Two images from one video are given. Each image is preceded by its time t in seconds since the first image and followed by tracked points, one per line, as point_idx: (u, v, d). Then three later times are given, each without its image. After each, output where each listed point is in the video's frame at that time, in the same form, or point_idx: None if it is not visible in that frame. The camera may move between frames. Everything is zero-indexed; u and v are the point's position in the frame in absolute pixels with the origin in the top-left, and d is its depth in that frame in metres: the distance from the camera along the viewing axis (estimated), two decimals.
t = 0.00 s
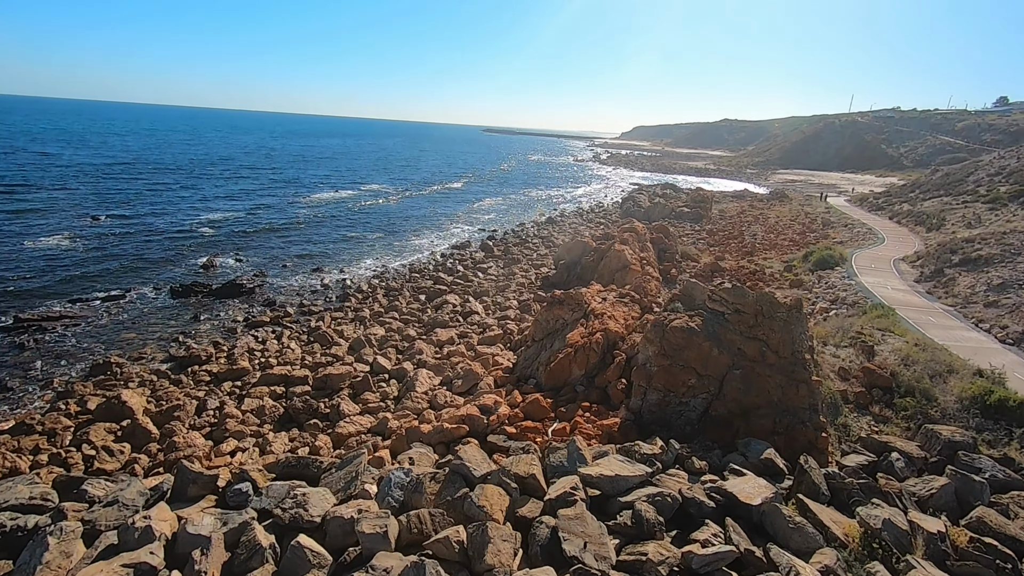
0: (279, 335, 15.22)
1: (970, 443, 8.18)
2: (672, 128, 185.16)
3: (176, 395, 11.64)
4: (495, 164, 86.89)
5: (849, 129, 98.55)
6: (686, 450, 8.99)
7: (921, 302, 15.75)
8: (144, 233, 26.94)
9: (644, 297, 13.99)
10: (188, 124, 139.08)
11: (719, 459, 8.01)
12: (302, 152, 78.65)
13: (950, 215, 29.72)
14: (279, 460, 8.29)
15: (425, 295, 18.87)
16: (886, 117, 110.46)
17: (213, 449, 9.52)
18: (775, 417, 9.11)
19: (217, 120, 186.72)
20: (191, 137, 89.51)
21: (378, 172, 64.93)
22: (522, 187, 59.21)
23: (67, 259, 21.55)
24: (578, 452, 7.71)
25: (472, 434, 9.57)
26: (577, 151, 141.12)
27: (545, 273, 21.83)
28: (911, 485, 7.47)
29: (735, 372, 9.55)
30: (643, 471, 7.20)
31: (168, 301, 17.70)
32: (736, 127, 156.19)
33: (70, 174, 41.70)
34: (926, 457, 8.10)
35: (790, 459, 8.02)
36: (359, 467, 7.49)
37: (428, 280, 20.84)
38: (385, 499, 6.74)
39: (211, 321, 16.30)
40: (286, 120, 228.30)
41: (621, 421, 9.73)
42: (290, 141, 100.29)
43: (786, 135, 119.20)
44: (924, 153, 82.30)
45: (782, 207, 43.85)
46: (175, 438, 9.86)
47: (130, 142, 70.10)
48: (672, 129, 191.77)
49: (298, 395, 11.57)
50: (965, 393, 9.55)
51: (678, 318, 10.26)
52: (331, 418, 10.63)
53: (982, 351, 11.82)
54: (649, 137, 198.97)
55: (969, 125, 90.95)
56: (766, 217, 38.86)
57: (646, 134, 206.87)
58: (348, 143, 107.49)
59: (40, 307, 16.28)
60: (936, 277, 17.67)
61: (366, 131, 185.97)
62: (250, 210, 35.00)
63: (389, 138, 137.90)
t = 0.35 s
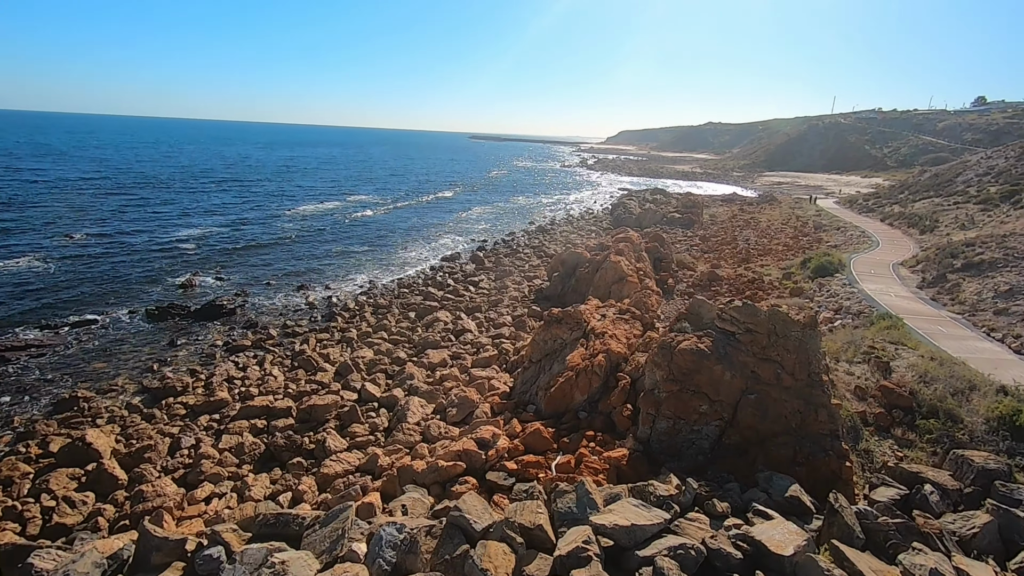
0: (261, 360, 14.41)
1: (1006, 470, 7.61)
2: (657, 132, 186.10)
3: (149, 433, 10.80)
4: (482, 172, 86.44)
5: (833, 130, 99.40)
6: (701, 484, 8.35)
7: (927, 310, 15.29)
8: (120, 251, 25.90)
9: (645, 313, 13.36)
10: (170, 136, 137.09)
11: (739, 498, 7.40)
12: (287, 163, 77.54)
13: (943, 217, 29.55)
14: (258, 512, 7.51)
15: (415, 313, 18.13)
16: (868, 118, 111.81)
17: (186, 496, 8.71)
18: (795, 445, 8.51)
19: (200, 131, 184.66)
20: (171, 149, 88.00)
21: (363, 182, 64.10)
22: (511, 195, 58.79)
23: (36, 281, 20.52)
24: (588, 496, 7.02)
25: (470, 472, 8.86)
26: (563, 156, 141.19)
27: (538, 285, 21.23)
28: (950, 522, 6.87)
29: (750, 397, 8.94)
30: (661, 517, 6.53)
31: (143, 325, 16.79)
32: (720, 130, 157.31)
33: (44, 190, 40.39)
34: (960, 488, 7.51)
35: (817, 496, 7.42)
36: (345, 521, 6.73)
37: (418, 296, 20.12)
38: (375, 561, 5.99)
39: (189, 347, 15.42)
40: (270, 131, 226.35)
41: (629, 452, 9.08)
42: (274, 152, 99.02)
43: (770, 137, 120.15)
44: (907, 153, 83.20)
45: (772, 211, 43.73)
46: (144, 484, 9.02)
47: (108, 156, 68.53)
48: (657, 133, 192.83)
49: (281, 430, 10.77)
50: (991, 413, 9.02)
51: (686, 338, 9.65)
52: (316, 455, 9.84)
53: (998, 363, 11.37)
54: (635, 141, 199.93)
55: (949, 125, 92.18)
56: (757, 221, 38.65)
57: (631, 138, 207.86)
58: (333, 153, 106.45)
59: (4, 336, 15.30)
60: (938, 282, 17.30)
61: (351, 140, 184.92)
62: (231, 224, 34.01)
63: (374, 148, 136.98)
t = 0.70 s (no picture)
0: (235, 385, 13.52)
1: None
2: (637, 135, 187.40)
3: (109, 473, 9.88)
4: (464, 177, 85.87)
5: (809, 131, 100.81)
6: (712, 516, 7.79)
7: (925, 315, 14.99)
8: (86, 268, 24.67)
9: (641, 328, 12.79)
10: (142, 145, 134.02)
11: (759, 537, 6.81)
12: (264, 172, 75.97)
13: (926, 217, 29.66)
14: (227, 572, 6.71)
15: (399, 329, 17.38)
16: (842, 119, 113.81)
17: (148, 549, 7.85)
18: (811, 471, 7.97)
19: (174, 140, 180.70)
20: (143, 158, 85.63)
21: (343, 190, 62.97)
22: (494, 200, 58.26)
23: None
24: (595, 542, 6.36)
25: (463, 511, 8.15)
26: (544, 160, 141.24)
27: (526, 296, 20.62)
28: (987, 558, 6.33)
29: (760, 421, 8.40)
30: (678, 567, 5.89)
31: (108, 349, 15.77)
32: (699, 131, 158.87)
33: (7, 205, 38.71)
34: (991, 517, 7.00)
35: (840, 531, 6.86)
36: None
37: (402, 310, 19.37)
38: None
39: (157, 372, 14.46)
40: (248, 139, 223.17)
41: (634, 482, 8.47)
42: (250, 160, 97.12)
43: (748, 138, 121.53)
44: (883, 153, 84.66)
45: (755, 212, 43.84)
46: (102, 536, 8.15)
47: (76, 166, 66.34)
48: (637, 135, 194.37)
49: (256, 467, 9.93)
50: (1010, 429, 8.60)
51: (689, 359, 9.08)
52: (295, 495, 9.05)
53: (1005, 373, 11.04)
54: (615, 143, 201.17)
55: (922, 125, 94.12)
56: (741, 223, 38.62)
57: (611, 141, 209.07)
58: (312, 160, 104.83)
59: None
60: (931, 286, 17.11)
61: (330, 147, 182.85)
62: (205, 237, 32.82)
63: (354, 154, 135.27)
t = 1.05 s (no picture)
0: (192, 410, 12.48)
1: None
2: (604, 136, 188.88)
3: (45, 518, 8.82)
4: (432, 180, 84.77)
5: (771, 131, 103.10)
6: (714, 543, 7.30)
7: (904, 315, 14.93)
8: (27, 283, 22.95)
9: (625, 337, 12.29)
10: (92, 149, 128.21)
11: (768, 568, 6.33)
12: (224, 177, 73.37)
13: (891, 215, 30.18)
14: None
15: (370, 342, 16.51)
16: (802, 119, 116.96)
17: None
18: (814, 489, 7.56)
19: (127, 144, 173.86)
20: (94, 164, 81.66)
21: (308, 194, 61.20)
22: (465, 203, 57.47)
23: None
24: None
25: (447, 549, 7.45)
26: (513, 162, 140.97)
27: (502, 303, 20.00)
28: None
29: (760, 437, 7.97)
30: None
31: (49, 373, 14.46)
32: (665, 132, 161.10)
33: None
34: (1003, 533, 6.65)
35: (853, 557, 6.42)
36: None
37: (373, 321, 18.52)
38: None
39: (105, 398, 13.28)
40: (207, 142, 215.84)
41: (628, 507, 7.92)
42: (210, 164, 93.77)
43: (713, 138, 123.69)
44: (842, 152, 87.22)
45: (724, 212, 44.27)
46: None
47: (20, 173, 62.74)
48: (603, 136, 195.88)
49: (215, 504, 9.01)
50: (1008, 435, 8.39)
51: (682, 372, 8.59)
52: (258, 536, 8.19)
53: (992, 373, 10.95)
54: (582, 144, 202.52)
55: (877, 124, 97.31)
56: (712, 223, 38.86)
57: (577, 141, 210.46)
58: (275, 164, 101.98)
59: None
60: (906, 284, 17.19)
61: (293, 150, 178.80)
62: (161, 247, 31.13)
63: (319, 158, 132.29)
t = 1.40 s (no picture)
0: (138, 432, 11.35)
1: None
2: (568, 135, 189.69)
3: None
4: (396, 180, 83.17)
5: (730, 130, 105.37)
6: (714, 560, 6.85)
7: (877, 310, 14.95)
8: None
9: (605, 340, 11.78)
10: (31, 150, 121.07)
11: None
12: (175, 179, 70.12)
13: (852, 210, 30.81)
14: None
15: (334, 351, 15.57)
16: (759, 118, 120.05)
17: None
18: (815, 497, 7.20)
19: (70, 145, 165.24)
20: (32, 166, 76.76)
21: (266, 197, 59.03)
22: (430, 204, 56.43)
23: None
24: None
25: None
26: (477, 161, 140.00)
27: (474, 305, 19.31)
28: None
29: (757, 444, 7.57)
30: None
31: None
32: (627, 131, 162.98)
33: None
34: (1010, 536, 6.39)
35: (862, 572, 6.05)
36: None
37: (338, 328, 17.55)
38: None
39: (38, 422, 11.99)
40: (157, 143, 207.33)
41: (622, 525, 7.40)
42: (160, 166, 89.60)
43: (674, 137, 125.70)
44: (797, 150, 89.80)
45: (690, 209, 44.65)
46: None
47: None
48: (566, 135, 196.91)
49: (162, 541, 8.04)
50: (1000, 432, 8.24)
51: (673, 377, 8.12)
52: None
53: (971, 368, 10.93)
54: (545, 143, 203.04)
55: (830, 123, 100.55)
56: (679, 220, 39.05)
57: (541, 141, 211.00)
58: (230, 165, 98.37)
59: None
60: (876, 279, 17.32)
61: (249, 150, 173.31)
62: (106, 253, 29.17)
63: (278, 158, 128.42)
